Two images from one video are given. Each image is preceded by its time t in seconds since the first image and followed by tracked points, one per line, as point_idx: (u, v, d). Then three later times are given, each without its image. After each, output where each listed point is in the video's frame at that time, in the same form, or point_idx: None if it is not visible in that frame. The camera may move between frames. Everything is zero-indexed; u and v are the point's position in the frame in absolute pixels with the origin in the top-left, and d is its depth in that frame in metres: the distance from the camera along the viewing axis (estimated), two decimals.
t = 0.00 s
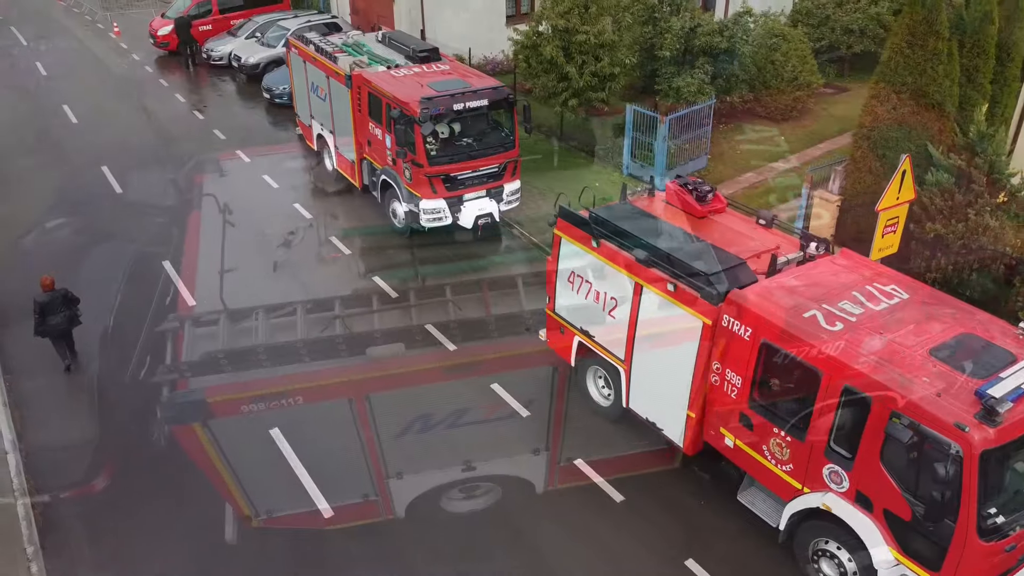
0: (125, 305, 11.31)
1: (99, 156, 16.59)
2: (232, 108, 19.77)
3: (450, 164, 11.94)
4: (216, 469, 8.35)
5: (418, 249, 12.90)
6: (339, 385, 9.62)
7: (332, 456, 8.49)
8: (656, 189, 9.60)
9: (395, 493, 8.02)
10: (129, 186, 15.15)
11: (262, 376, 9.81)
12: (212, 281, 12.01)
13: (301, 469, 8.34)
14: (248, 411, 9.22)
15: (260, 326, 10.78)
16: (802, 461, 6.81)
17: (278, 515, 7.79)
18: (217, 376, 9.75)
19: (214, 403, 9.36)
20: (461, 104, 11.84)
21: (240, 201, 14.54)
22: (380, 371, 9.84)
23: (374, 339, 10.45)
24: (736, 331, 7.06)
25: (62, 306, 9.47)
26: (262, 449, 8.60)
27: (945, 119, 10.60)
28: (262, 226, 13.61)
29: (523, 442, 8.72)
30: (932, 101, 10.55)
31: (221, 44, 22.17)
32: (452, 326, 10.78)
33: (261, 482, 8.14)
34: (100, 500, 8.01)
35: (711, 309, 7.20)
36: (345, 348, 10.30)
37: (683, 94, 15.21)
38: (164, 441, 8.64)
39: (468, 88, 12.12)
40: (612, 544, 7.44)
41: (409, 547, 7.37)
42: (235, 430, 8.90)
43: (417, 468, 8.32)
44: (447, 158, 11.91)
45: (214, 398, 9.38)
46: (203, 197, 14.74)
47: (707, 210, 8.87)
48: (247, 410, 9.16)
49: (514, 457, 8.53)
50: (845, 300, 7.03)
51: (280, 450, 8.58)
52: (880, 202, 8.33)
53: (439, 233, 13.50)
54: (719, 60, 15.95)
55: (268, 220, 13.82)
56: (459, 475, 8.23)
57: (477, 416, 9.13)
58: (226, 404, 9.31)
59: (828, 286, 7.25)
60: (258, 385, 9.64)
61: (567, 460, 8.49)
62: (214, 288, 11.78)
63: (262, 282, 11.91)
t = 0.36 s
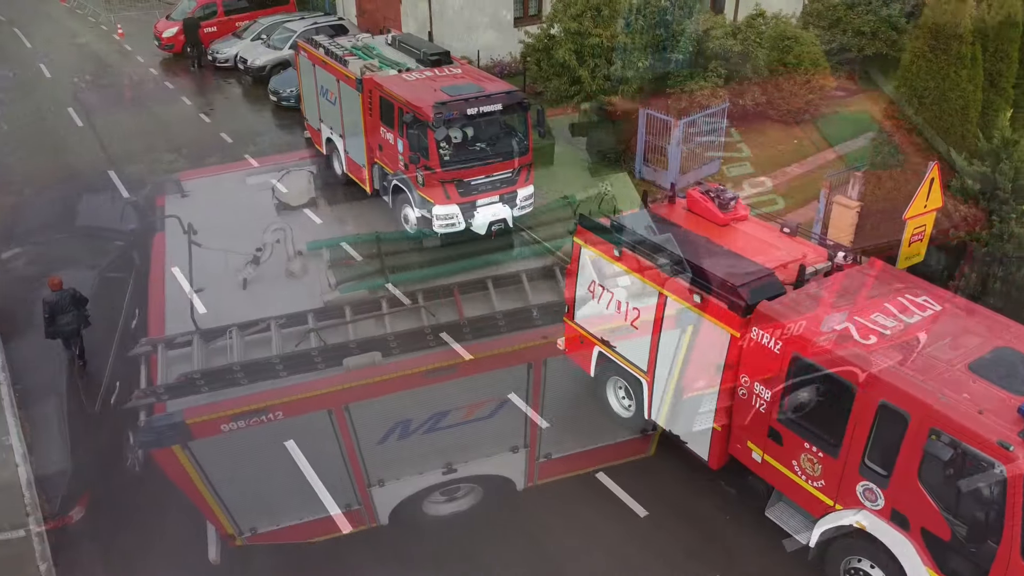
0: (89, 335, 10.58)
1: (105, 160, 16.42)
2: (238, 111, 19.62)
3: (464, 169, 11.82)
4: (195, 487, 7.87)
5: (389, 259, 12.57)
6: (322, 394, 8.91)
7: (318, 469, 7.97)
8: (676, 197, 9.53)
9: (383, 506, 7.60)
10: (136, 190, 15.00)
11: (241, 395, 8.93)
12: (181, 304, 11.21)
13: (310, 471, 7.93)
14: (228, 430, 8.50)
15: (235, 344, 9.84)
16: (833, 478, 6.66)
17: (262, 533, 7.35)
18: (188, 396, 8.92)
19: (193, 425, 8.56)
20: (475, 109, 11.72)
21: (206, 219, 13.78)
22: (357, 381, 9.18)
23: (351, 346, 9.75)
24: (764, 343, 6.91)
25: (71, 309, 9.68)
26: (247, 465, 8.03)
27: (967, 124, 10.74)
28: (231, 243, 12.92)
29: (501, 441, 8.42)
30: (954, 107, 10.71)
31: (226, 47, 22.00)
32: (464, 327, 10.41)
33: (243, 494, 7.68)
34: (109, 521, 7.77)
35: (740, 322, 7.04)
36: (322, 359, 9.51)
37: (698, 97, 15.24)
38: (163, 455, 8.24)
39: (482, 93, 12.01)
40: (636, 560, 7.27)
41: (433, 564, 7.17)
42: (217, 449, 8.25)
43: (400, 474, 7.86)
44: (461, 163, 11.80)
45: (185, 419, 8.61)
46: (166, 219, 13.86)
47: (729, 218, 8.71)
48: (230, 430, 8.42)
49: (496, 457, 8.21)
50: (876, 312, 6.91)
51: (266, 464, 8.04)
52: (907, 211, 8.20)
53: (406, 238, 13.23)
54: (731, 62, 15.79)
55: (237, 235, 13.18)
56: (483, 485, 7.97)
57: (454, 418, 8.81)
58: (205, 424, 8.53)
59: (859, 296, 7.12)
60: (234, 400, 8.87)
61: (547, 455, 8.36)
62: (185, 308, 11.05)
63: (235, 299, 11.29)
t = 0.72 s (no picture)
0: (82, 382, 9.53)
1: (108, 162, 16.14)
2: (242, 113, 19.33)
3: (476, 176, 11.63)
4: (171, 505, 6.80)
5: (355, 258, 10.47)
6: (298, 403, 6.82)
7: (293, 482, 7.28)
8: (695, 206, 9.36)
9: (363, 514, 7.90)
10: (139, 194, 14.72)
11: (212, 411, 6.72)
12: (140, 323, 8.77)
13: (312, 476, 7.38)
14: (203, 447, 6.58)
15: (201, 357, 7.66)
16: (867, 500, 6.51)
17: (242, 547, 7.49)
18: (159, 416, 6.86)
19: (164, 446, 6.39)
20: (489, 115, 11.61)
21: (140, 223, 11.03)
22: (328, 389, 6.94)
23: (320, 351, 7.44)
24: (795, 360, 6.73)
25: (69, 311, 9.66)
26: (235, 478, 6.96)
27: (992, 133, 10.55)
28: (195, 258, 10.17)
29: (479, 436, 8.10)
30: (978, 115, 10.62)
31: (232, 50, 21.60)
32: (432, 326, 7.91)
33: (223, 511, 7.15)
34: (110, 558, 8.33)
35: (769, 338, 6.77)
36: (298, 369, 7.39)
37: (711, 102, 15.12)
38: (146, 478, 6.45)
39: (495, 99, 11.88)
40: None
41: None
42: (194, 468, 6.67)
43: (378, 478, 7.74)
44: (474, 170, 11.61)
45: (157, 438, 6.40)
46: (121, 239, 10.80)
47: (752, 228, 8.45)
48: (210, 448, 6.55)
49: (473, 455, 8.11)
50: (911, 329, 6.73)
51: (253, 478, 7.06)
52: (937, 221, 8.03)
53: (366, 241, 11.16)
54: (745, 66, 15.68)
55: (200, 248, 10.36)
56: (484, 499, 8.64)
57: (429, 418, 7.60)
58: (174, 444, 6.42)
59: (891, 314, 6.98)
60: (196, 418, 6.57)
61: (522, 450, 8.43)
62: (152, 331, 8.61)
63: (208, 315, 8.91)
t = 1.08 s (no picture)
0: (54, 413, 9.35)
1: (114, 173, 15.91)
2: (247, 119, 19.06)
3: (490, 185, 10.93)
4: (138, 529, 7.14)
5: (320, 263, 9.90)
6: (265, 419, 7.15)
7: (262, 497, 7.76)
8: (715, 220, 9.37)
9: (336, 527, 8.61)
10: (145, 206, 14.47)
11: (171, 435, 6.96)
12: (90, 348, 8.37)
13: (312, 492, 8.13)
14: (167, 470, 6.87)
15: (160, 380, 7.49)
16: (906, 532, 6.53)
17: (214, 568, 8.01)
18: (119, 442, 6.79)
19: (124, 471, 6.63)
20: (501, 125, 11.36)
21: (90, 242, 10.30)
22: (293, 405, 7.22)
23: (283, 365, 7.36)
24: (825, 386, 6.74)
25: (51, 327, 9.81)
26: (214, 495, 7.40)
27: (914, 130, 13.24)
28: (152, 277, 9.69)
29: (451, 441, 8.77)
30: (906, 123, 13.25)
31: (236, 54, 21.47)
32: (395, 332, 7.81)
33: (189, 535, 7.54)
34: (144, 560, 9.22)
35: (800, 363, 6.91)
36: (261, 385, 7.30)
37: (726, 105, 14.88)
38: (110, 502, 6.75)
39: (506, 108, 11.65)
40: None
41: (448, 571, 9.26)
42: (159, 490, 6.98)
43: (351, 490, 8.36)
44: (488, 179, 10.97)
45: (118, 464, 6.55)
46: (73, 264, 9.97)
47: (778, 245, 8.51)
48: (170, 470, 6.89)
49: (443, 462, 8.80)
50: (948, 354, 6.62)
51: (223, 497, 7.47)
52: (968, 238, 7.79)
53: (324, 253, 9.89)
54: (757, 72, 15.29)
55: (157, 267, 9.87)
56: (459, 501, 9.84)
57: (397, 427, 8.12)
58: (139, 466, 6.73)
59: (926, 338, 6.85)
60: (157, 442, 6.77)
61: (493, 452, 9.27)
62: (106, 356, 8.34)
63: (162, 340, 8.56)
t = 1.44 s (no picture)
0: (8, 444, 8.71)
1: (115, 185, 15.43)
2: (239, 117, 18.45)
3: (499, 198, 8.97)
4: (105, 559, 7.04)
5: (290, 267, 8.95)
6: (231, 439, 6.95)
7: (231, 518, 7.61)
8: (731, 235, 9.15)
9: (307, 543, 8.46)
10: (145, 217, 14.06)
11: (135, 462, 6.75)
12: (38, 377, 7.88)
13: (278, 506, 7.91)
14: (127, 497, 6.68)
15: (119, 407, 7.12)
16: (944, 563, 6.94)
17: None
18: (76, 471, 6.59)
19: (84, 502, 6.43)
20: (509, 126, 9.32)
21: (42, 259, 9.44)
22: (259, 422, 6.99)
23: (244, 382, 6.99)
24: (866, 418, 7.03)
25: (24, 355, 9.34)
26: (179, 520, 7.23)
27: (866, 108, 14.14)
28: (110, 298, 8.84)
29: (418, 450, 8.61)
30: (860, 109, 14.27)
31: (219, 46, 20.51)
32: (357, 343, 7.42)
33: (156, 560, 7.41)
34: None
35: (835, 390, 7.18)
36: (221, 405, 6.99)
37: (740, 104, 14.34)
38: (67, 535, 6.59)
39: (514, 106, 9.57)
40: None
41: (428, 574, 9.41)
42: (122, 517, 6.82)
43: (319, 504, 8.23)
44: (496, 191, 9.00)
45: (75, 495, 6.37)
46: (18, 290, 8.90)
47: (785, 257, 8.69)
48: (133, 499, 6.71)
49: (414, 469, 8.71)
50: (987, 383, 7.00)
51: (195, 519, 7.34)
52: (1003, 258, 7.61)
53: (282, 262, 8.95)
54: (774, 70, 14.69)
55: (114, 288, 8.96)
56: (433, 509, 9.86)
57: (364, 439, 7.91)
58: (99, 497, 6.52)
59: (964, 365, 7.20)
60: (118, 469, 6.58)
61: (464, 457, 9.10)
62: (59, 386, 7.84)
63: (119, 368, 7.98)
